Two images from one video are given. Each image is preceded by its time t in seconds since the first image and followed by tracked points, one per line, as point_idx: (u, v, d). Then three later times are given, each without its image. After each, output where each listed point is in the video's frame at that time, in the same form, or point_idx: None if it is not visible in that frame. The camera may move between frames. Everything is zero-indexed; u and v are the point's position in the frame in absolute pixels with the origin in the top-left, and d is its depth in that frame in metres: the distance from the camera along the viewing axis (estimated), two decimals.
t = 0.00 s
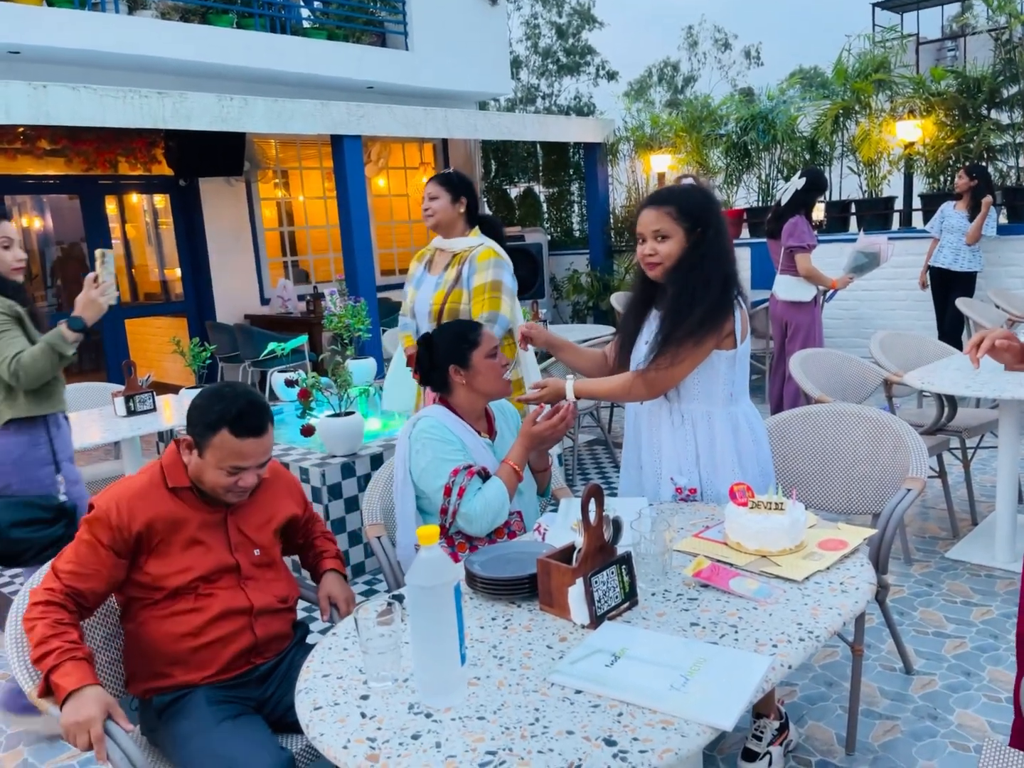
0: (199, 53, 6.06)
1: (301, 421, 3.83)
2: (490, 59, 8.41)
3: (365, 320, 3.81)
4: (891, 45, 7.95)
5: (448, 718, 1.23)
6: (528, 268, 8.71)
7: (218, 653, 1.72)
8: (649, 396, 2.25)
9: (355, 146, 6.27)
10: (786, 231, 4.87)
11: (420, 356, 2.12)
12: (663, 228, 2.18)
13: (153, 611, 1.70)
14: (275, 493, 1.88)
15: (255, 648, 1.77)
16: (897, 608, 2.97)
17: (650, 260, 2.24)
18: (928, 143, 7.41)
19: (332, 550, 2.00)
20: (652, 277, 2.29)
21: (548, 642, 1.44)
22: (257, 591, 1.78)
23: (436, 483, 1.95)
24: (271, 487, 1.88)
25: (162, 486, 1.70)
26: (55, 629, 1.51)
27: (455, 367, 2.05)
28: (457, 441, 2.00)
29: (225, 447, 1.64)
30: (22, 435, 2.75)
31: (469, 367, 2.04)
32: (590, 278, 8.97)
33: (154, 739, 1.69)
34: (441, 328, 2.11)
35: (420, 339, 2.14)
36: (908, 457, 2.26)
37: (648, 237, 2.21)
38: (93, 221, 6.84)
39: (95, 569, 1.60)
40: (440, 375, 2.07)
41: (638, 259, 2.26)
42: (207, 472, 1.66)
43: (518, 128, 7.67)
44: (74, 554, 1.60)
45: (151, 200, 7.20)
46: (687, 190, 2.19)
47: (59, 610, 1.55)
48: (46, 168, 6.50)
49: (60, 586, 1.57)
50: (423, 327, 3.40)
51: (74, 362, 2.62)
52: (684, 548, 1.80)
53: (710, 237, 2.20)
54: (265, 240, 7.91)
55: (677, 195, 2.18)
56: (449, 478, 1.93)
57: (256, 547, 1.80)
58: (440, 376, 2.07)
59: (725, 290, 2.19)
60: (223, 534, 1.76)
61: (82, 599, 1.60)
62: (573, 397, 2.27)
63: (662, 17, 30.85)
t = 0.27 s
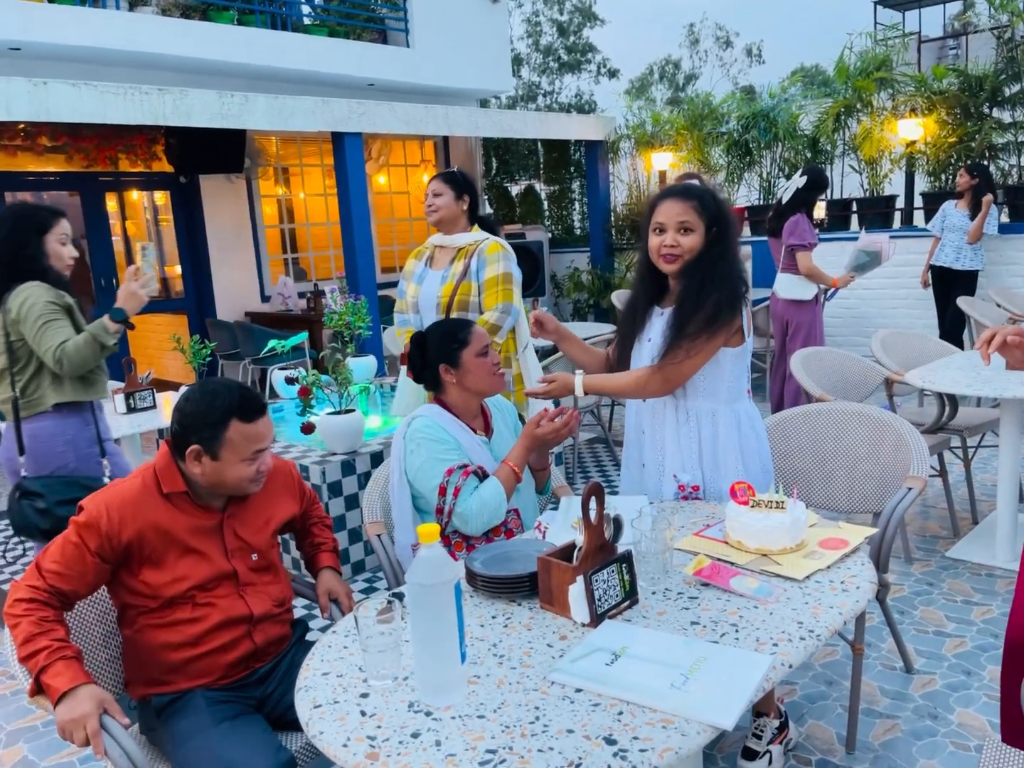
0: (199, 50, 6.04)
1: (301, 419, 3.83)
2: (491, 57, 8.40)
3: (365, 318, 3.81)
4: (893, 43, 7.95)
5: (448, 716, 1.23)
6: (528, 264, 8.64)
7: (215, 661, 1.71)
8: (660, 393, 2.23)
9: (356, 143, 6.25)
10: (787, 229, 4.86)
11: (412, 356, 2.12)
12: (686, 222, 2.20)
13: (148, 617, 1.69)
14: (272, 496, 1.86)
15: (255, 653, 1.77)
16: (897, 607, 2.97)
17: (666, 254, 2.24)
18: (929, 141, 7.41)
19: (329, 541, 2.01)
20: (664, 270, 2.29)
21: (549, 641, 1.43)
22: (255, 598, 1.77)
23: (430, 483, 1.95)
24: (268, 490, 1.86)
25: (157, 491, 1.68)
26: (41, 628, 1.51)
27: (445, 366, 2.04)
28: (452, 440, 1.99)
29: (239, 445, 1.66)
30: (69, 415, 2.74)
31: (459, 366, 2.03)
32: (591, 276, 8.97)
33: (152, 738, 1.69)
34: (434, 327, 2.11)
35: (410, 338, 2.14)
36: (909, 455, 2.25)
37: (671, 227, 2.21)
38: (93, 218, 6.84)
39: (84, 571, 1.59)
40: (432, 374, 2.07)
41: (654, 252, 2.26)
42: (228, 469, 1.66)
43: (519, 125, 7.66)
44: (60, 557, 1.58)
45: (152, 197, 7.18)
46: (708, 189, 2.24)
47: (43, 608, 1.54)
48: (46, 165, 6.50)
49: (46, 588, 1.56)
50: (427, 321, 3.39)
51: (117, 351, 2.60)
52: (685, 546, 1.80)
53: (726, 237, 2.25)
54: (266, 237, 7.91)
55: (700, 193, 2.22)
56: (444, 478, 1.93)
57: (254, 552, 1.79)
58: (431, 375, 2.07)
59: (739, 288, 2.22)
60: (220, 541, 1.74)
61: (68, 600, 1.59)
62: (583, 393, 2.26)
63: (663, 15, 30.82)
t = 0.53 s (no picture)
0: (198, 47, 6.03)
1: (301, 416, 3.83)
2: (492, 55, 8.40)
3: (365, 316, 3.82)
4: (894, 42, 7.94)
5: (448, 715, 1.23)
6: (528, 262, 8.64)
7: (215, 666, 1.72)
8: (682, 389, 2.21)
9: (356, 141, 6.25)
10: (787, 228, 4.86)
11: (409, 354, 2.14)
12: (694, 219, 2.20)
13: (147, 623, 1.68)
14: (273, 500, 1.85)
15: (256, 657, 1.77)
16: (896, 606, 2.97)
17: (675, 251, 2.24)
18: (930, 140, 7.41)
19: (328, 538, 2.01)
20: (674, 269, 2.29)
21: (548, 639, 1.44)
22: (256, 603, 1.77)
23: (429, 482, 1.95)
24: (269, 493, 1.85)
25: (156, 498, 1.66)
26: (41, 628, 1.51)
27: (441, 365, 2.05)
28: (450, 438, 1.99)
29: (247, 434, 1.67)
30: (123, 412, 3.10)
31: (454, 365, 2.03)
32: (591, 275, 8.96)
33: (152, 736, 1.70)
34: (431, 325, 2.12)
35: (407, 337, 2.15)
36: (910, 454, 2.25)
37: (680, 225, 2.22)
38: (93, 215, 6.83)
39: (82, 577, 1.59)
40: (429, 373, 2.08)
41: (664, 249, 2.26)
42: (241, 463, 1.66)
43: (520, 124, 7.66)
44: (58, 564, 1.57)
45: (153, 195, 7.15)
46: (715, 187, 2.25)
47: (42, 612, 1.54)
48: (47, 162, 6.50)
49: (44, 594, 1.55)
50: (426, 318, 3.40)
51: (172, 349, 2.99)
52: (685, 544, 1.79)
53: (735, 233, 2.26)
54: (266, 235, 7.91)
55: (707, 190, 2.23)
56: (440, 478, 1.93)
57: (255, 556, 1.78)
58: (428, 373, 2.08)
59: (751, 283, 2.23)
60: (221, 547, 1.73)
61: (66, 604, 1.59)
62: (608, 387, 2.24)
63: (664, 14, 30.81)
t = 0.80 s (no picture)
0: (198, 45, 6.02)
1: (300, 414, 3.83)
2: (492, 53, 8.39)
3: (365, 314, 3.82)
4: (894, 42, 7.93)
5: (446, 713, 1.23)
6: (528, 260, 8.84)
7: (216, 664, 1.72)
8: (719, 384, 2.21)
9: (356, 139, 6.24)
10: (787, 228, 4.86)
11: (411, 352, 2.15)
12: (693, 216, 2.20)
13: (147, 622, 1.69)
14: (272, 498, 1.85)
15: (255, 657, 1.77)
16: (895, 605, 2.98)
17: (676, 248, 2.24)
18: (930, 140, 7.41)
19: (326, 536, 2.01)
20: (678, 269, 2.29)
21: (547, 638, 1.44)
22: (256, 602, 1.77)
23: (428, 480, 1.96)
24: (268, 491, 1.85)
25: (154, 497, 1.66)
26: (40, 627, 1.51)
27: (435, 365, 2.07)
28: (449, 435, 1.99)
29: (245, 429, 1.67)
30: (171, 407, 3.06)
31: (445, 365, 2.04)
32: (591, 273, 8.96)
33: (151, 734, 1.70)
34: (430, 324, 2.12)
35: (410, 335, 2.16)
36: (909, 454, 2.25)
37: (682, 225, 2.21)
38: (93, 213, 6.83)
39: (81, 577, 1.59)
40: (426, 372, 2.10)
41: (665, 248, 2.26)
42: (242, 456, 1.66)
43: (520, 122, 7.65)
44: (57, 564, 1.57)
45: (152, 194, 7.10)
46: (714, 187, 2.25)
47: (41, 610, 1.54)
48: (46, 159, 6.50)
49: (43, 594, 1.55)
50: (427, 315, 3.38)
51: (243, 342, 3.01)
52: (684, 543, 1.79)
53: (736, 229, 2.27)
54: (266, 233, 7.91)
55: (705, 188, 2.24)
56: (440, 478, 1.93)
57: (254, 555, 1.78)
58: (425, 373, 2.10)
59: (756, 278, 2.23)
60: (220, 546, 1.73)
61: (64, 603, 1.59)
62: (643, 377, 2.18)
63: (664, 13, 30.79)
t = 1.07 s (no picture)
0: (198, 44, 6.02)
1: (300, 413, 3.83)
2: (492, 52, 8.39)
3: (364, 313, 3.82)
4: (894, 41, 7.93)
5: (444, 712, 1.23)
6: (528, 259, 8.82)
7: (213, 662, 1.71)
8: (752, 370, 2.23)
9: (356, 137, 6.23)
10: (786, 227, 4.86)
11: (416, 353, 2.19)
12: (691, 217, 2.20)
13: (144, 620, 1.68)
14: (269, 495, 1.85)
15: (254, 654, 1.77)
16: (893, 605, 2.98)
17: (675, 250, 2.24)
18: (929, 140, 7.43)
19: (324, 534, 2.01)
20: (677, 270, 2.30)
21: (545, 636, 1.44)
22: (253, 600, 1.77)
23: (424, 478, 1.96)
24: (265, 488, 1.85)
25: (150, 494, 1.66)
26: (37, 624, 1.51)
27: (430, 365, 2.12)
28: (449, 432, 1.99)
29: (243, 424, 1.67)
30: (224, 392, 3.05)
31: (438, 365, 2.08)
32: (590, 273, 8.96)
33: (148, 732, 1.70)
34: (432, 323, 2.14)
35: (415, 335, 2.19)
36: (907, 454, 2.25)
37: (677, 227, 2.22)
38: (91, 210, 6.83)
39: (77, 574, 1.59)
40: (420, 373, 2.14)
41: (665, 251, 2.26)
42: (239, 452, 1.66)
43: (519, 121, 7.64)
44: (53, 562, 1.57)
45: (150, 191, 7.20)
46: (712, 188, 2.26)
47: (38, 608, 1.54)
48: (45, 157, 6.50)
49: (39, 592, 1.55)
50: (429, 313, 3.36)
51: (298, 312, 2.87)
52: (683, 543, 1.79)
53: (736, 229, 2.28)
54: (265, 231, 7.90)
55: (703, 190, 2.24)
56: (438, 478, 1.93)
57: (252, 552, 1.78)
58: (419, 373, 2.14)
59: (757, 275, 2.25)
60: (218, 544, 1.72)
61: (61, 601, 1.59)
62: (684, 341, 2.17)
63: (664, 12, 30.78)
